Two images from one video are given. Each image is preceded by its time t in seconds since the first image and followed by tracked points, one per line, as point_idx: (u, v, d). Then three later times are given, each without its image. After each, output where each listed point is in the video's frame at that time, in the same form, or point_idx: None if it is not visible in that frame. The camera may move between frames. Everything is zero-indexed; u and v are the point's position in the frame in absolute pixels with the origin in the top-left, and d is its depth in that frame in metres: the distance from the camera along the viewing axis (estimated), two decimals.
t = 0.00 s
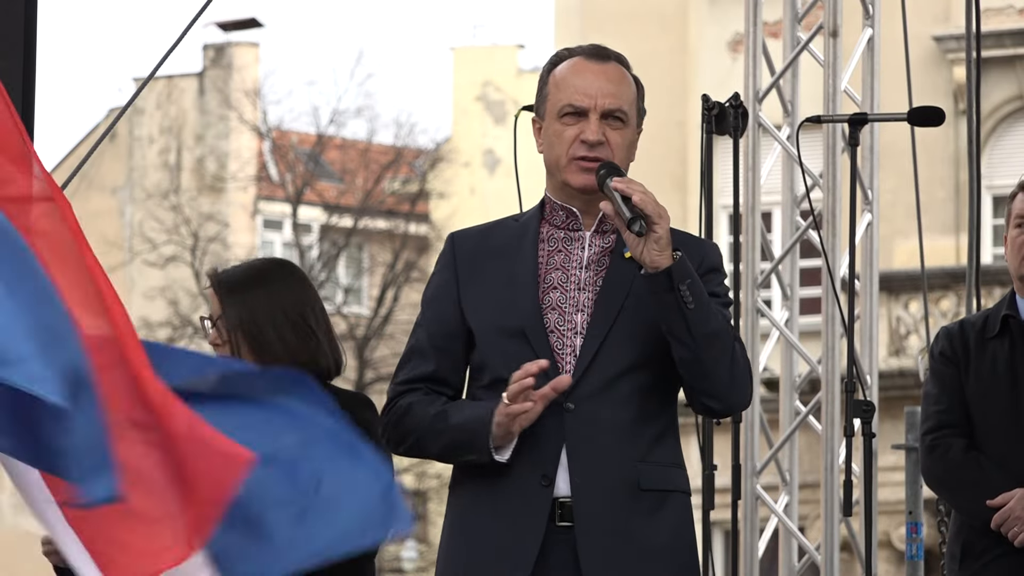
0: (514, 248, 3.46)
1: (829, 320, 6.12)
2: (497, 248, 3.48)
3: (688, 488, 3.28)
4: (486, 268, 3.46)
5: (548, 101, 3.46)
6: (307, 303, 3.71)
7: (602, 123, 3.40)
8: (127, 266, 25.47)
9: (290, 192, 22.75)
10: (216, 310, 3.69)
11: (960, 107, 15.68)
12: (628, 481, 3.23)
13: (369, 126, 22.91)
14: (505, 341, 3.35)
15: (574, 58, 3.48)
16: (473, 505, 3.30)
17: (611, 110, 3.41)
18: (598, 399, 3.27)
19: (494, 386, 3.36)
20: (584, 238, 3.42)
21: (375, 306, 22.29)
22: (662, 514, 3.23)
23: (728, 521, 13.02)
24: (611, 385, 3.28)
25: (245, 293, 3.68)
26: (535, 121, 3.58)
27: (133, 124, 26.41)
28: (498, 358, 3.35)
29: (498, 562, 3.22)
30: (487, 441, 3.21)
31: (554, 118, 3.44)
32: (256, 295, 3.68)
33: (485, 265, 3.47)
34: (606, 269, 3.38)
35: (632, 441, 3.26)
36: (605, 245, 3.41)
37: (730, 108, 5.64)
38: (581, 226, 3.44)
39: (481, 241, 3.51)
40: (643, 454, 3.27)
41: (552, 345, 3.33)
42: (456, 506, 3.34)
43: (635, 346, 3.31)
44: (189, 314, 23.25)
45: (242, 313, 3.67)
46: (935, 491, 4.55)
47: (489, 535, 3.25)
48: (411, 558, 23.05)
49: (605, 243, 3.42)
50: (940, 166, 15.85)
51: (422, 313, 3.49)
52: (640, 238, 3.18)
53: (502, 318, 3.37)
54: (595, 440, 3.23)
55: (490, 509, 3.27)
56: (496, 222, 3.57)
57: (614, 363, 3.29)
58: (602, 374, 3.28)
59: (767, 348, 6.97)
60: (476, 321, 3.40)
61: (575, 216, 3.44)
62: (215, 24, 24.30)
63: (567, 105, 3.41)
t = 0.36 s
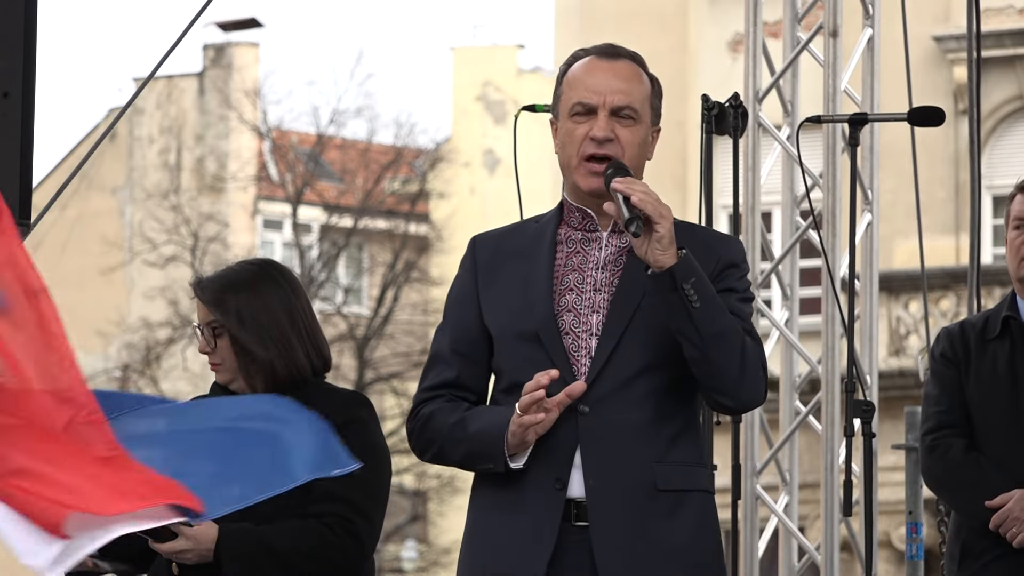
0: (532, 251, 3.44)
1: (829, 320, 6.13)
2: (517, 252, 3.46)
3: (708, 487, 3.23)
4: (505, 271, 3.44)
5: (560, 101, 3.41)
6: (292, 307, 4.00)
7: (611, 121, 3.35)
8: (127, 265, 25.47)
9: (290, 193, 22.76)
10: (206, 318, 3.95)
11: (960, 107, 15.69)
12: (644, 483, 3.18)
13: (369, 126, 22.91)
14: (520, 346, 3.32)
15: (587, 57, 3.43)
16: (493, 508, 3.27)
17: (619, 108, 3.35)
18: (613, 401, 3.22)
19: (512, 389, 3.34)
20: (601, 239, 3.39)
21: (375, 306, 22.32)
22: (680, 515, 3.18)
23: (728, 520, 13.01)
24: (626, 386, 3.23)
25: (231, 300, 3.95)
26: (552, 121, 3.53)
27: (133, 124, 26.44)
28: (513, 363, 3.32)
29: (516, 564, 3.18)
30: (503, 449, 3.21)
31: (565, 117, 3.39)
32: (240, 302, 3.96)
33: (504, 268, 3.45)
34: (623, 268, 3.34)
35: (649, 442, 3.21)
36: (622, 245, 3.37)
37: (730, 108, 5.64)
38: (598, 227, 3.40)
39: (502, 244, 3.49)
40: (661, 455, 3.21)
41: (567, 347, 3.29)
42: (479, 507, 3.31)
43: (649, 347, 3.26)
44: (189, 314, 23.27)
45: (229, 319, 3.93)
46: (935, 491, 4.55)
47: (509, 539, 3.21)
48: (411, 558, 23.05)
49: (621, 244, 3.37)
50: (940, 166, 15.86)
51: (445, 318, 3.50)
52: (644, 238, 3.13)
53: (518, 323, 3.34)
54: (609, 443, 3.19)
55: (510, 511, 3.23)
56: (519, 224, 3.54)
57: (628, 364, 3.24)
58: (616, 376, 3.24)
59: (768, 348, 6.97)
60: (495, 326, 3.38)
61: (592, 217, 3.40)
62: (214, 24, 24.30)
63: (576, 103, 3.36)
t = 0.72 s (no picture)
0: (545, 251, 3.45)
1: (829, 320, 6.13)
2: (531, 252, 3.47)
3: (710, 487, 3.20)
4: (520, 269, 3.45)
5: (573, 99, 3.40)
6: (293, 307, 4.03)
7: (617, 118, 3.33)
8: (127, 266, 25.47)
9: (290, 193, 22.75)
10: (207, 309, 4.00)
11: (959, 107, 15.69)
12: (642, 483, 3.16)
13: (369, 127, 22.91)
14: (526, 346, 3.33)
15: (606, 55, 3.42)
16: (498, 507, 3.26)
17: (627, 106, 3.34)
18: (612, 401, 3.21)
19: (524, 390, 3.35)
20: (612, 240, 3.39)
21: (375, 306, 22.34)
22: (679, 517, 3.16)
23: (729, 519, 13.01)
24: (626, 387, 3.22)
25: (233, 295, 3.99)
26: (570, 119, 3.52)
27: (133, 125, 26.48)
28: (519, 362, 3.33)
29: (518, 564, 3.18)
30: (500, 449, 3.21)
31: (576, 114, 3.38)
32: (242, 296, 3.99)
33: (519, 266, 3.46)
34: (629, 269, 3.33)
35: (648, 444, 3.19)
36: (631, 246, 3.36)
37: (730, 108, 5.65)
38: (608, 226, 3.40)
39: (519, 243, 3.51)
40: (660, 456, 3.19)
41: (570, 347, 3.29)
42: (486, 507, 3.30)
43: (649, 349, 3.25)
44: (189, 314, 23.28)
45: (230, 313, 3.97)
46: (935, 491, 4.55)
47: (511, 538, 3.20)
48: (411, 558, 23.03)
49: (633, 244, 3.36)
50: (939, 166, 15.87)
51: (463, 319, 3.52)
52: (631, 235, 3.13)
53: (524, 323, 3.34)
54: (606, 444, 3.18)
55: (514, 509, 3.22)
56: (537, 225, 3.56)
57: (627, 366, 3.23)
58: (616, 376, 3.23)
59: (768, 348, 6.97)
60: (504, 326, 3.39)
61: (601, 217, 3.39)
62: (214, 23, 24.34)
63: (585, 100, 3.35)
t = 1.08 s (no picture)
0: (545, 250, 3.45)
1: (829, 320, 6.12)
2: (533, 251, 3.47)
3: (705, 485, 3.19)
4: (521, 268, 3.46)
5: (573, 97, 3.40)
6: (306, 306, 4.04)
7: (616, 115, 3.33)
8: (127, 266, 25.46)
9: (290, 193, 22.74)
10: (221, 296, 4.01)
11: (960, 107, 15.69)
12: (636, 481, 3.15)
13: (369, 126, 22.89)
14: (523, 342, 3.33)
15: (607, 54, 3.42)
16: (497, 506, 3.25)
17: (625, 103, 3.33)
18: (607, 399, 3.20)
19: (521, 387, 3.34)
20: (611, 238, 3.38)
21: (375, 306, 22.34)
22: (674, 514, 3.15)
23: (729, 520, 13.03)
24: (620, 383, 3.22)
25: (248, 285, 4.00)
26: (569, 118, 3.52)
27: (133, 124, 26.45)
28: (516, 359, 3.33)
29: (514, 562, 3.17)
30: (494, 447, 3.21)
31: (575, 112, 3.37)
32: (256, 288, 4.00)
33: (520, 265, 3.46)
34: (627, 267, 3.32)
35: (644, 441, 3.18)
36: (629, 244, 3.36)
37: (730, 108, 5.64)
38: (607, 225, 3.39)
39: (520, 243, 3.51)
40: (656, 454, 3.18)
41: (566, 345, 3.28)
42: (484, 506, 3.30)
43: (644, 347, 3.24)
44: (189, 313, 23.29)
45: (242, 302, 3.98)
46: (936, 491, 4.55)
47: (508, 537, 3.20)
48: (411, 558, 23.02)
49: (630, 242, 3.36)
50: (940, 166, 15.86)
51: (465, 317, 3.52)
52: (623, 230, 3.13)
53: (521, 321, 3.34)
54: (600, 441, 3.17)
55: (511, 507, 3.22)
56: (538, 224, 3.56)
57: (622, 363, 3.22)
58: (610, 373, 3.22)
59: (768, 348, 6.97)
60: (502, 324, 3.39)
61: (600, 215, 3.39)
62: (214, 24, 24.38)
63: (585, 97, 3.35)
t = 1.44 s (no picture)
0: (543, 250, 3.45)
1: (829, 320, 6.12)
2: (530, 252, 3.47)
3: (702, 483, 3.18)
4: (520, 268, 3.46)
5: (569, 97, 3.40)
6: (322, 312, 4.05)
7: (611, 115, 3.33)
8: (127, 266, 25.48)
9: (290, 192, 22.74)
10: (236, 290, 4.03)
11: (960, 107, 15.69)
12: (632, 480, 3.15)
13: (369, 126, 22.90)
14: (519, 344, 3.33)
15: (603, 54, 3.43)
16: (495, 506, 3.26)
17: (620, 102, 3.33)
18: (602, 398, 3.20)
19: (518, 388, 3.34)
20: (607, 237, 3.38)
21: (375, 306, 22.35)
22: (671, 513, 3.14)
23: (728, 520, 13.05)
24: (617, 381, 3.21)
25: (265, 286, 4.02)
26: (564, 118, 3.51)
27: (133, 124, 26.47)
28: (512, 360, 3.32)
29: (512, 561, 3.17)
30: (489, 448, 3.21)
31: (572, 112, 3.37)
32: (274, 290, 4.02)
33: (517, 266, 3.47)
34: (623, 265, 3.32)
35: (640, 440, 3.18)
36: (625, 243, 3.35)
37: (730, 108, 5.64)
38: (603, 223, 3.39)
39: (519, 244, 3.52)
40: (652, 452, 3.18)
41: (562, 345, 3.28)
42: (484, 506, 3.30)
43: (640, 345, 3.24)
44: (189, 313, 23.31)
45: (258, 302, 4.00)
46: (937, 491, 4.55)
47: (505, 537, 3.20)
48: (411, 558, 23.03)
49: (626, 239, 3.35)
50: (940, 166, 15.86)
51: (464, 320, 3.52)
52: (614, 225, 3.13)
53: (517, 322, 3.34)
54: (596, 441, 3.17)
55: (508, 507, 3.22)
56: (537, 225, 3.56)
57: (617, 362, 3.22)
58: (606, 372, 3.21)
59: (767, 348, 6.97)
60: (499, 325, 3.39)
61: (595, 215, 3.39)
62: (215, 24, 24.38)
63: (580, 97, 3.34)
